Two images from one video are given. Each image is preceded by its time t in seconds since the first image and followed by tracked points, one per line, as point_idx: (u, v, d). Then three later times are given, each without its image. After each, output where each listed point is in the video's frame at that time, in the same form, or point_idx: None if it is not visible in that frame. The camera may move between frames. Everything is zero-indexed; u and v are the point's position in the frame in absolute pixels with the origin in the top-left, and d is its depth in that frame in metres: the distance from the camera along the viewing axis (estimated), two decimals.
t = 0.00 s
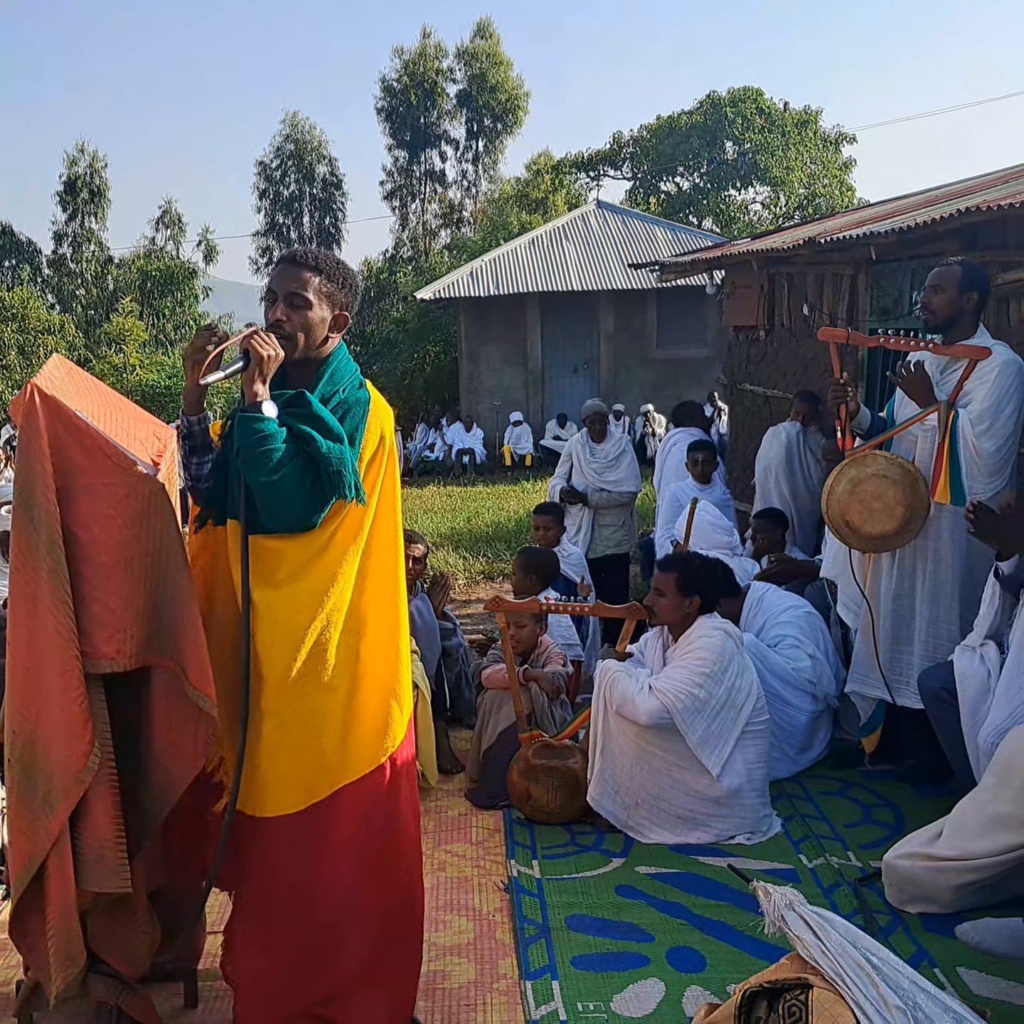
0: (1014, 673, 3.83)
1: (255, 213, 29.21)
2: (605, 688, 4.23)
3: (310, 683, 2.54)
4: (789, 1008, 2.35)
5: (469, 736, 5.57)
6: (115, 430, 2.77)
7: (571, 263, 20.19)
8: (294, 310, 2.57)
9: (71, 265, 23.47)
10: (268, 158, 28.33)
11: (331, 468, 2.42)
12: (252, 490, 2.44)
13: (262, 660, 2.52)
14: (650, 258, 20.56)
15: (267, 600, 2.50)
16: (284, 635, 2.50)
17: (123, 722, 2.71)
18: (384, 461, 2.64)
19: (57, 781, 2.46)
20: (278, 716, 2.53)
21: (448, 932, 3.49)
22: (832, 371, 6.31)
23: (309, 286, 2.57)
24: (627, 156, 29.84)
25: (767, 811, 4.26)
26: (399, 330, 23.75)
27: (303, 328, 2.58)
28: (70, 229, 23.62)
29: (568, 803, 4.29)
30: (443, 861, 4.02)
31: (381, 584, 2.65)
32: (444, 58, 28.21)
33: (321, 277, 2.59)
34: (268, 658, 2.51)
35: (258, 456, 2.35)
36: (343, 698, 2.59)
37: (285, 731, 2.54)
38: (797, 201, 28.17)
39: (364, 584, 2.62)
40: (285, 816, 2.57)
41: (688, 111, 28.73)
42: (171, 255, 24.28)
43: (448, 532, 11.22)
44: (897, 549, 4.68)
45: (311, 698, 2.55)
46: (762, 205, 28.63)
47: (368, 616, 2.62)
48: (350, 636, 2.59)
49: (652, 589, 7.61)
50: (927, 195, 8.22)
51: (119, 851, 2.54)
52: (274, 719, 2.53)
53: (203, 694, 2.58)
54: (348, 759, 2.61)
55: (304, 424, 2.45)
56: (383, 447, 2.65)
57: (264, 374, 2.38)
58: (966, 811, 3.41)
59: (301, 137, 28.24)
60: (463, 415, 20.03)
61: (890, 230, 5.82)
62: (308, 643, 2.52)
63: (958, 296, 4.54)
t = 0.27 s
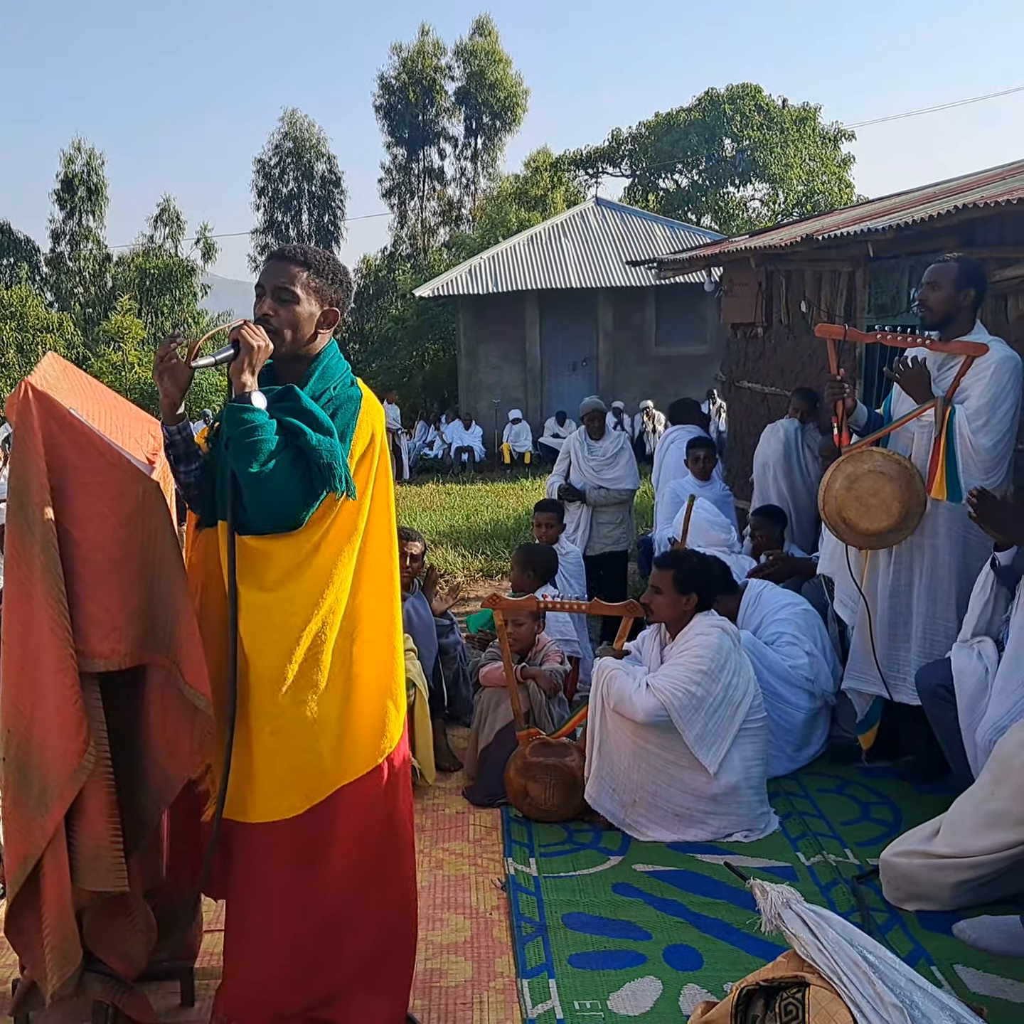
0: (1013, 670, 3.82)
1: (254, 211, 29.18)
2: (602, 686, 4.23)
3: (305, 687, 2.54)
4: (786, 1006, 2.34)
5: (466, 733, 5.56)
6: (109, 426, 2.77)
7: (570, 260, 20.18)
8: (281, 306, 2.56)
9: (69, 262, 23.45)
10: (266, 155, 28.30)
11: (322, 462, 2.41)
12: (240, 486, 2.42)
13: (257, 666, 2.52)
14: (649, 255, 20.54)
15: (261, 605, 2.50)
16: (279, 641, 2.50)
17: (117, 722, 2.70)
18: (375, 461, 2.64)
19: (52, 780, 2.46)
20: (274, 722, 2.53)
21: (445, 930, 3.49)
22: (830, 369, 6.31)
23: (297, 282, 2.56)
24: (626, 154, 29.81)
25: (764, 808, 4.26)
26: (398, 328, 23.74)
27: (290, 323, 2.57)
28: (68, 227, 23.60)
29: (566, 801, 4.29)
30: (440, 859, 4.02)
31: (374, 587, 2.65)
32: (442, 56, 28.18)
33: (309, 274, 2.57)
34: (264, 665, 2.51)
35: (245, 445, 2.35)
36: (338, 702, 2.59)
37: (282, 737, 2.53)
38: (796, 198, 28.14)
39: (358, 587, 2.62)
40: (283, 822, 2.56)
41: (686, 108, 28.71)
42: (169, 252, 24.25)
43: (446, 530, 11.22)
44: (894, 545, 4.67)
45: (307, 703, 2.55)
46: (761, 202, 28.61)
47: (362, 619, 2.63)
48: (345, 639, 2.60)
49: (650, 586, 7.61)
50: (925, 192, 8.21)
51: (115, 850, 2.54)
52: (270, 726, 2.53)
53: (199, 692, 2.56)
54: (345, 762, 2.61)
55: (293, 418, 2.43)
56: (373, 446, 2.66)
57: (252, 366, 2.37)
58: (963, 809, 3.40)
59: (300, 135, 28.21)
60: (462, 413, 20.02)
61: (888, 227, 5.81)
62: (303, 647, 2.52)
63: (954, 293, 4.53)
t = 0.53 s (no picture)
0: (1012, 666, 3.81)
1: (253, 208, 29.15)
2: (601, 684, 4.21)
3: (295, 692, 2.53)
4: (785, 1004, 2.34)
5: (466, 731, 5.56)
6: (106, 424, 2.77)
7: (569, 257, 20.16)
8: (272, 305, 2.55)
9: (67, 260, 23.43)
10: (265, 153, 28.26)
11: (302, 459, 2.38)
12: (224, 484, 2.40)
13: (247, 672, 2.52)
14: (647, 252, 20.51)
15: (251, 610, 2.50)
16: (269, 646, 2.50)
17: (114, 720, 2.70)
18: (364, 459, 2.61)
19: (50, 777, 2.45)
20: (264, 727, 2.53)
21: (444, 928, 3.48)
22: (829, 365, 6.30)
23: (287, 281, 2.54)
24: (625, 150, 29.78)
25: (764, 805, 4.26)
26: (397, 325, 23.72)
27: (282, 321, 2.56)
28: (66, 225, 23.58)
29: (565, 798, 4.29)
30: (439, 857, 4.01)
31: (365, 590, 2.63)
32: (440, 52, 28.13)
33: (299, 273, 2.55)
34: (254, 670, 2.52)
35: (226, 441, 2.33)
36: (328, 707, 2.58)
37: (272, 742, 2.54)
38: (796, 194, 28.09)
39: (348, 590, 2.60)
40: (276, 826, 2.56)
41: (685, 104, 28.68)
42: (168, 250, 24.23)
43: (446, 527, 11.22)
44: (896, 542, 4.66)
45: (296, 708, 2.54)
46: (761, 198, 28.58)
47: (352, 623, 2.61)
48: (334, 644, 2.58)
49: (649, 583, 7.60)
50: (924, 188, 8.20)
51: (113, 848, 2.53)
52: (260, 731, 2.53)
53: (195, 690, 2.54)
54: (336, 765, 2.60)
55: (278, 416, 2.41)
56: (361, 445, 2.63)
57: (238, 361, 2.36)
58: (962, 806, 3.39)
59: (298, 132, 28.17)
60: (462, 410, 20.00)
61: (886, 223, 5.80)
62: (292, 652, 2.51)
63: (953, 289, 4.51)
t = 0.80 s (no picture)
0: (1010, 663, 3.82)
1: (252, 207, 29.14)
2: (601, 682, 4.21)
3: (288, 694, 2.53)
4: (784, 1001, 2.34)
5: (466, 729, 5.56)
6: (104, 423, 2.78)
7: (568, 255, 20.15)
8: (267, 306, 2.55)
9: (67, 259, 23.42)
10: (264, 152, 28.25)
11: (287, 457, 2.37)
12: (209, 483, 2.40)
13: (240, 674, 2.51)
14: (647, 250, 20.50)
15: (243, 612, 2.49)
16: (262, 647, 2.50)
17: (114, 721, 2.70)
18: (352, 459, 2.60)
19: (50, 777, 2.46)
20: (257, 729, 2.52)
21: (444, 926, 3.49)
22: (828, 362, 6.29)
23: (284, 280, 2.54)
24: (625, 148, 29.77)
25: (764, 803, 4.26)
26: (397, 323, 23.72)
27: (278, 320, 2.55)
28: (65, 224, 23.58)
29: (565, 796, 4.29)
30: (439, 855, 4.02)
31: (358, 592, 2.62)
32: (440, 51, 28.11)
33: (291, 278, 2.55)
34: (246, 673, 2.51)
35: (213, 439, 2.32)
36: (322, 709, 2.57)
37: (265, 744, 2.53)
38: (795, 192, 28.07)
39: (340, 592, 2.59)
40: (269, 827, 2.56)
41: (685, 102, 28.66)
42: (168, 249, 24.23)
43: (446, 526, 11.22)
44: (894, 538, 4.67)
45: (290, 710, 2.54)
46: (760, 196, 28.57)
47: (345, 623, 2.60)
48: (328, 646, 2.57)
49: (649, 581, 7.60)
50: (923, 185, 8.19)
51: (113, 848, 2.54)
52: (253, 733, 2.52)
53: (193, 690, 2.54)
54: (329, 767, 2.60)
55: (264, 415, 2.40)
56: (351, 448, 2.62)
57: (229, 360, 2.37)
58: (962, 803, 3.39)
59: (297, 131, 28.16)
60: (462, 408, 20.00)
61: (886, 220, 5.80)
62: (287, 653, 2.51)
63: (952, 286, 4.51)
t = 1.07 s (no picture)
0: (1010, 662, 3.82)
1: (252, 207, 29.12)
2: (602, 681, 4.21)
3: (285, 696, 2.53)
4: (787, 1000, 2.35)
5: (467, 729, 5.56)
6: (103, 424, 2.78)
7: (569, 254, 20.15)
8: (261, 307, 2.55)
9: (67, 260, 23.41)
10: (264, 151, 28.24)
11: (279, 459, 2.36)
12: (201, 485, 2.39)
13: (237, 676, 2.51)
14: (647, 249, 20.49)
15: (240, 614, 2.49)
16: (259, 649, 2.50)
17: (115, 722, 2.70)
18: (346, 460, 2.60)
19: (52, 778, 2.46)
20: (255, 731, 2.53)
21: (447, 926, 3.49)
22: (829, 361, 6.29)
23: (282, 281, 2.54)
24: (624, 148, 29.76)
25: (765, 802, 4.26)
26: (397, 323, 23.72)
27: (277, 321, 2.55)
28: (65, 224, 23.57)
29: (567, 796, 4.30)
30: (441, 855, 4.02)
31: (354, 593, 2.61)
32: (439, 50, 28.10)
33: (284, 282, 2.54)
34: (243, 674, 2.51)
35: (204, 440, 2.33)
36: (319, 710, 2.57)
37: (263, 746, 2.53)
38: (795, 190, 28.05)
39: (336, 593, 2.59)
40: (267, 830, 2.56)
41: (685, 101, 28.67)
42: (168, 249, 24.22)
43: (447, 525, 11.22)
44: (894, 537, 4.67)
45: (288, 712, 2.54)
46: (760, 195, 28.57)
47: (341, 624, 2.60)
48: (324, 647, 2.57)
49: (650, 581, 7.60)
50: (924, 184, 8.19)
51: (116, 849, 2.54)
52: (251, 735, 2.53)
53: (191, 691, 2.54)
54: (327, 768, 2.60)
55: (256, 417, 2.41)
56: (345, 449, 2.61)
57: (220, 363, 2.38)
58: (963, 803, 3.39)
59: (297, 130, 28.15)
60: (462, 408, 20.00)
61: (886, 219, 5.80)
62: (284, 655, 2.51)
63: (952, 285, 4.51)
